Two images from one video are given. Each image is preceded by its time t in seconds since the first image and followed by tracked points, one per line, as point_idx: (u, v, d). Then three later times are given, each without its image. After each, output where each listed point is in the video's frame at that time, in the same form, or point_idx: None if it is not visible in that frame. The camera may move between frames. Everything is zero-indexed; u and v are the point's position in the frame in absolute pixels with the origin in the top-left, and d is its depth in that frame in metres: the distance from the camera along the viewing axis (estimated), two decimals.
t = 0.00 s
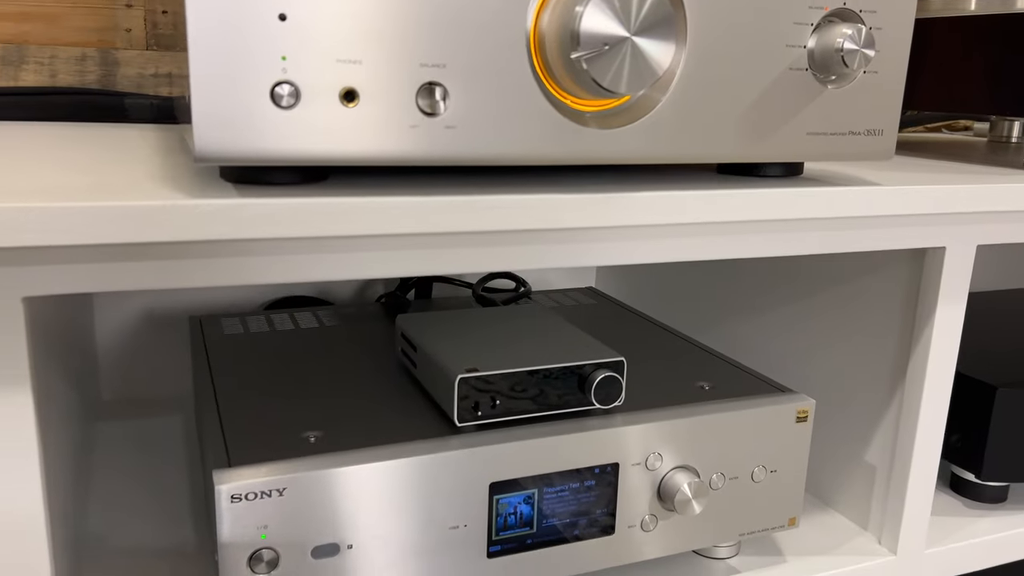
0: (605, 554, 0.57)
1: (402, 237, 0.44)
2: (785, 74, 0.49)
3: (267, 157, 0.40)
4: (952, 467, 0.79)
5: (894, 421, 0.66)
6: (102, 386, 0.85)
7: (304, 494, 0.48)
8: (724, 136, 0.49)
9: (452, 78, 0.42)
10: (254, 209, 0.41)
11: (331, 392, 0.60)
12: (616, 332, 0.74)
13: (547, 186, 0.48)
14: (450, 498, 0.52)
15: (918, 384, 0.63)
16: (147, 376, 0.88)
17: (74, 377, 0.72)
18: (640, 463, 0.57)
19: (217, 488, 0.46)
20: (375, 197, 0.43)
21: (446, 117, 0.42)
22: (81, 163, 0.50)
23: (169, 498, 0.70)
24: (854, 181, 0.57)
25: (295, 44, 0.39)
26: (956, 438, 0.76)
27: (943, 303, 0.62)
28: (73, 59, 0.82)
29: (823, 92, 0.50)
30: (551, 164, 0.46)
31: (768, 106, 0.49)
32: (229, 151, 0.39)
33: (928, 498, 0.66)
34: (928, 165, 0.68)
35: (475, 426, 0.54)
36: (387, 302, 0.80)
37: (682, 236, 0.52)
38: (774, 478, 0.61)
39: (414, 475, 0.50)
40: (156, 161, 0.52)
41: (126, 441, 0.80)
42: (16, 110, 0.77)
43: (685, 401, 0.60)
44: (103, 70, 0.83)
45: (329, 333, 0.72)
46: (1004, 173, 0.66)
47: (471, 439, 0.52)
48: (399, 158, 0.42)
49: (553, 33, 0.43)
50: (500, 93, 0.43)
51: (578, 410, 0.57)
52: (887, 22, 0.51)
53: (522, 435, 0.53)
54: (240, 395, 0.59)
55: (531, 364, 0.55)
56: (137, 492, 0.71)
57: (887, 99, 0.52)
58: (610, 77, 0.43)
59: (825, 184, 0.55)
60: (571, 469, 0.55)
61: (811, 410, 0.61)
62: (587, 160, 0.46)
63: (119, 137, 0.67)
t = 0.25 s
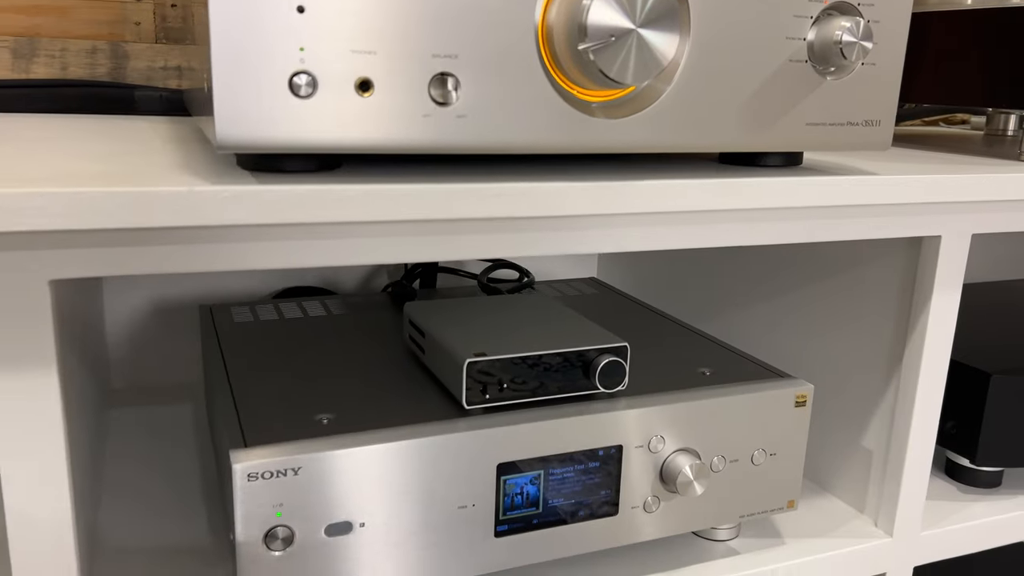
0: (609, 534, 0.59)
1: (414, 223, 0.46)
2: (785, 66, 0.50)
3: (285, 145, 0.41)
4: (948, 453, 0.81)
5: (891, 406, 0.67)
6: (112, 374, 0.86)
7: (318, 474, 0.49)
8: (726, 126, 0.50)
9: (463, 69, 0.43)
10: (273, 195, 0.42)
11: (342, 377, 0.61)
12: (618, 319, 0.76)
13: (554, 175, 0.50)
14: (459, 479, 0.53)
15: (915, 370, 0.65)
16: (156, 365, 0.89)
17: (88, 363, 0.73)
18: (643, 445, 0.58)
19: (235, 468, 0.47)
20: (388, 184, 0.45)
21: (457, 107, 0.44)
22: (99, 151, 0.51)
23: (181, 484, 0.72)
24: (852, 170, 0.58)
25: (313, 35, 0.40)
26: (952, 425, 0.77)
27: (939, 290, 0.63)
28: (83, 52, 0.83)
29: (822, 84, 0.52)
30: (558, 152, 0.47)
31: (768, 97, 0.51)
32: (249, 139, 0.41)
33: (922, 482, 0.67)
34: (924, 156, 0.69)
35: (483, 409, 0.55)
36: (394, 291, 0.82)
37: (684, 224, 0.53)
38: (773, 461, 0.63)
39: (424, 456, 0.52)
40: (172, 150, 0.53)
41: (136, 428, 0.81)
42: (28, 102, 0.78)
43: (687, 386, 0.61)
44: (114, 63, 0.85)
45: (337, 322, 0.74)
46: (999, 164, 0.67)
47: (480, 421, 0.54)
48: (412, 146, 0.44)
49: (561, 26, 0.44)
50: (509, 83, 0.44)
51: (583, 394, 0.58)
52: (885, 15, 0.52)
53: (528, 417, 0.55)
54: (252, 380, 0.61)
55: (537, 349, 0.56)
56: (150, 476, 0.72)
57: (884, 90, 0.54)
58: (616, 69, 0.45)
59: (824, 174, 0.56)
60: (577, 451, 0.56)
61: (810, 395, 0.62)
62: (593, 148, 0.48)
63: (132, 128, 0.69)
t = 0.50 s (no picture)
0: (610, 520, 0.61)
1: (424, 218, 0.48)
2: (780, 67, 0.52)
3: (302, 143, 0.43)
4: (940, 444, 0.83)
5: (884, 398, 0.69)
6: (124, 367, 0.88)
7: (332, 459, 0.51)
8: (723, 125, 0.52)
9: (471, 71, 0.45)
10: (289, 192, 0.44)
11: (350, 369, 0.63)
12: (619, 313, 0.77)
13: (557, 172, 0.52)
14: (466, 465, 0.55)
15: (907, 361, 0.67)
16: (167, 359, 0.91)
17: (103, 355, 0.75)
18: (643, 434, 0.60)
19: (251, 454, 0.49)
20: (399, 181, 0.46)
21: (465, 107, 0.46)
22: (118, 150, 0.53)
23: (194, 474, 0.73)
24: (846, 168, 0.60)
25: (328, 39, 0.42)
26: (944, 416, 0.79)
27: (930, 284, 0.65)
28: (96, 53, 0.85)
29: (816, 84, 0.54)
30: (562, 150, 0.49)
31: (764, 97, 0.52)
32: (267, 138, 0.42)
33: (914, 471, 0.69)
34: (917, 154, 0.71)
35: (489, 399, 0.57)
36: (399, 286, 0.83)
37: (683, 220, 0.55)
38: (769, 450, 0.64)
39: (432, 444, 0.54)
40: (187, 149, 0.55)
41: (148, 420, 0.83)
42: (42, 101, 0.80)
43: (686, 377, 0.63)
44: (125, 64, 0.86)
45: (345, 316, 0.76)
46: (990, 161, 0.69)
47: (486, 410, 0.56)
48: (422, 145, 0.46)
49: (565, 30, 0.46)
50: (515, 85, 0.46)
51: (585, 385, 0.60)
52: (877, 19, 0.54)
53: (532, 406, 0.57)
54: (265, 371, 0.62)
55: (541, 340, 0.58)
56: (163, 466, 0.74)
57: (876, 91, 0.55)
58: (618, 70, 0.47)
59: (818, 171, 0.58)
60: (579, 439, 0.58)
61: (805, 385, 0.64)
62: (596, 147, 0.50)
63: (146, 127, 0.70)
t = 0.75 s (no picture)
0: (607, 509, 0.63)
1: (427, 217, 0.50)
2: (770, 71, 0.54)
3: (311, 145, 0.45)
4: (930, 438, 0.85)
5: (873, 393, 0.71)
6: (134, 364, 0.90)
7: (339, 449, 0.53)
8: (715, 127, 0.54)
9: (472, 76, 0.47)
10: (298, 192, 0.46)
11: (355, 363, 0.65)
12: (616, 310, 0.79)
13: (555, 173, 0.53)
14: (468, 456, 0.57)
15: (896, 355, 0.69)
16: (175, 355, 0.93)
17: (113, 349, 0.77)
18: (638, 426, 0.62)
19: (261, 444, 0.51)
20: (402, 182, 0.48)
21: (467, 110, 0.48)
22: (131, 151, 0.55)
23: (203, 467, 0.75)
24: (835, 168, 0.62)
25: (336, 46, 0.44)
26: (933, 410, 0.81)
27: (918, 281, 0.67)
28: (104, 56, 0.87)
29: (805, 87, 0.56)
30: (560, 152, 0.51)
31: (755, 100, 0.54)
32: (278, 141, 0.44)
33: (903, 462, 0.71)
34: (906, 153, 0.73)
35: (490, 391, 0.59)
36: (402, 284, 0.85)
37: (677, 219, 0.57)
38: (762, 442, 0.66)
39: (435, 435, 0.56)
40: (198, 151, 0.57)
41: (158, 416, 0.85)
42: (53, 103, 0.82)
43: (680, 371, 0.65)
44: (133, 66, 0.88)
45: (349, 312, 0.77)
46: (977, 161, 0.71)
47: (486, 402, 0.58)
48: (426, 147, 0.47)
49: (562, 36, 0.48)
50: (515, 89, 0.48)
51: (583, 378, 0.62)
52: (864, 24, 0.56)
53: (531, 399, 0.59)
54: (272, 366, 0.64)
55: (540, 335, 0.60)
56: (172, 458, 0.76)
57: (863, 94, 0.57)
58: (613, 75, 0.49)
59: (807, 171, 0.60)
60: (577, 431, 0.60)
61: (796, 378, 0.66)
62: (592, 148, 0.52)
63: (155, 129, 0.72)
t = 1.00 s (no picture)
0: (605, 503, 0.65)
1: (429, 220, 0.51)
2: (762, 78, 0.56)
3: (319, 151, 0.47)
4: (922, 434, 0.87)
5: (864, 390, 0.73)
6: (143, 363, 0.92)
7: (345, 444, 0.55)
8: (708, 132, 0.56)
9: (474, 83, 0.49)
10: (306, 196, 0.48)
11: (360, 361, 0.66)
12: (614, 309, 0.81)
13: (554, 176, 0.55)
14: (469, 450, 0.59)
15: (886, 353, 0.70)
16: (182, 355, 0.95)
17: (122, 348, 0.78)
18: (635, 422, 0.64)
19: (270, 439, 0.53)
20: (406, 185, 0.50)
21: (468, 117, 0.49)
22: (143, 156, 0.57)
23: (211, 464, 0.77)
24: (826, 170, 0.64)
25: (343, 55, 0.46)
26: (925, 407, 0.83)
27: (908, 280, 0.69)
28: (113, 61, 0.89)
29: (796, 93, 0.57)
30: (559, 156, 0.53)
31: (747, 105, 0.56)
32: (287, 147, 0.46)
33: (893, 457, 0.73)
34: (896, 156, 0.75)
35: (491, 388, 0.61)
36: (404, 284, 0.87)
37: (672, 220, 0.59)
38: (756, 437, 0.68)
39: (438, 430, 0.57)
40: (207, 156, 0.59)
41: (166, 414, 0.87)
42: (63, 108, 0.84)
43: (676, 368, 0.67)
44: (141, 71, 0.90)
45: (353, 312, 0.79)
46: (966, 163, 0.73)
47: (488, 399, 0.60)
48: (429, 152, 0.49)
49: (560, 45, 0.50)
50: (514, 96, 0.50)
51: (581, 376, 0.64)
52: (853, 31, 0.58)
53: (531, 395, 0.61)
54: (279, 363, 0.66)
55: (539, 334, 0.62)
56: (180, 454, 0.78)
57: (853, 99, 0.59)
58: (610, 82, 0.50)
59: (799, 174, 0.62)
60: (576, 427, 0.62)
61: (789, 375, 0.68)
62: (589, 153, 0.53)
63: (164, 133, 0.74)
